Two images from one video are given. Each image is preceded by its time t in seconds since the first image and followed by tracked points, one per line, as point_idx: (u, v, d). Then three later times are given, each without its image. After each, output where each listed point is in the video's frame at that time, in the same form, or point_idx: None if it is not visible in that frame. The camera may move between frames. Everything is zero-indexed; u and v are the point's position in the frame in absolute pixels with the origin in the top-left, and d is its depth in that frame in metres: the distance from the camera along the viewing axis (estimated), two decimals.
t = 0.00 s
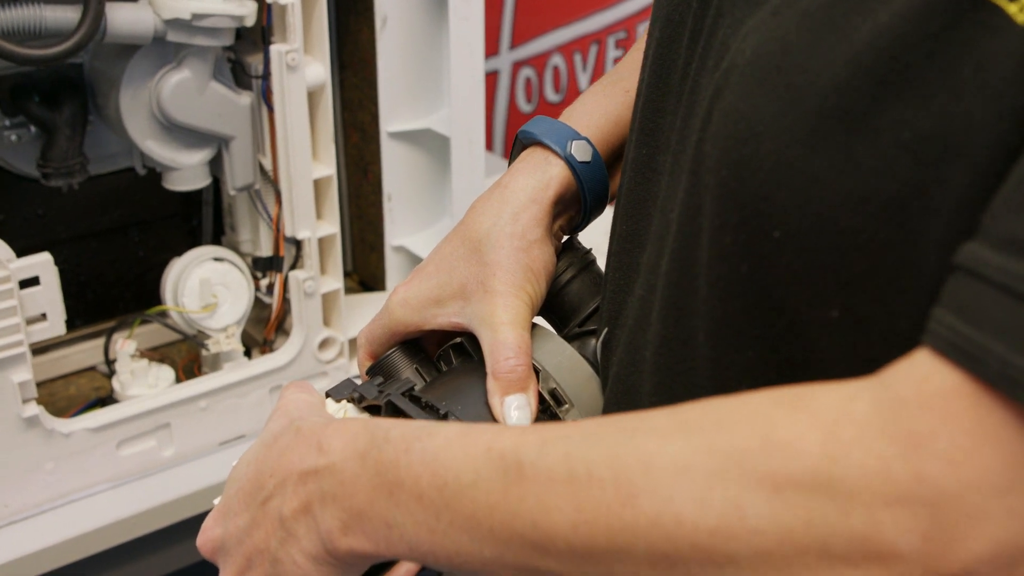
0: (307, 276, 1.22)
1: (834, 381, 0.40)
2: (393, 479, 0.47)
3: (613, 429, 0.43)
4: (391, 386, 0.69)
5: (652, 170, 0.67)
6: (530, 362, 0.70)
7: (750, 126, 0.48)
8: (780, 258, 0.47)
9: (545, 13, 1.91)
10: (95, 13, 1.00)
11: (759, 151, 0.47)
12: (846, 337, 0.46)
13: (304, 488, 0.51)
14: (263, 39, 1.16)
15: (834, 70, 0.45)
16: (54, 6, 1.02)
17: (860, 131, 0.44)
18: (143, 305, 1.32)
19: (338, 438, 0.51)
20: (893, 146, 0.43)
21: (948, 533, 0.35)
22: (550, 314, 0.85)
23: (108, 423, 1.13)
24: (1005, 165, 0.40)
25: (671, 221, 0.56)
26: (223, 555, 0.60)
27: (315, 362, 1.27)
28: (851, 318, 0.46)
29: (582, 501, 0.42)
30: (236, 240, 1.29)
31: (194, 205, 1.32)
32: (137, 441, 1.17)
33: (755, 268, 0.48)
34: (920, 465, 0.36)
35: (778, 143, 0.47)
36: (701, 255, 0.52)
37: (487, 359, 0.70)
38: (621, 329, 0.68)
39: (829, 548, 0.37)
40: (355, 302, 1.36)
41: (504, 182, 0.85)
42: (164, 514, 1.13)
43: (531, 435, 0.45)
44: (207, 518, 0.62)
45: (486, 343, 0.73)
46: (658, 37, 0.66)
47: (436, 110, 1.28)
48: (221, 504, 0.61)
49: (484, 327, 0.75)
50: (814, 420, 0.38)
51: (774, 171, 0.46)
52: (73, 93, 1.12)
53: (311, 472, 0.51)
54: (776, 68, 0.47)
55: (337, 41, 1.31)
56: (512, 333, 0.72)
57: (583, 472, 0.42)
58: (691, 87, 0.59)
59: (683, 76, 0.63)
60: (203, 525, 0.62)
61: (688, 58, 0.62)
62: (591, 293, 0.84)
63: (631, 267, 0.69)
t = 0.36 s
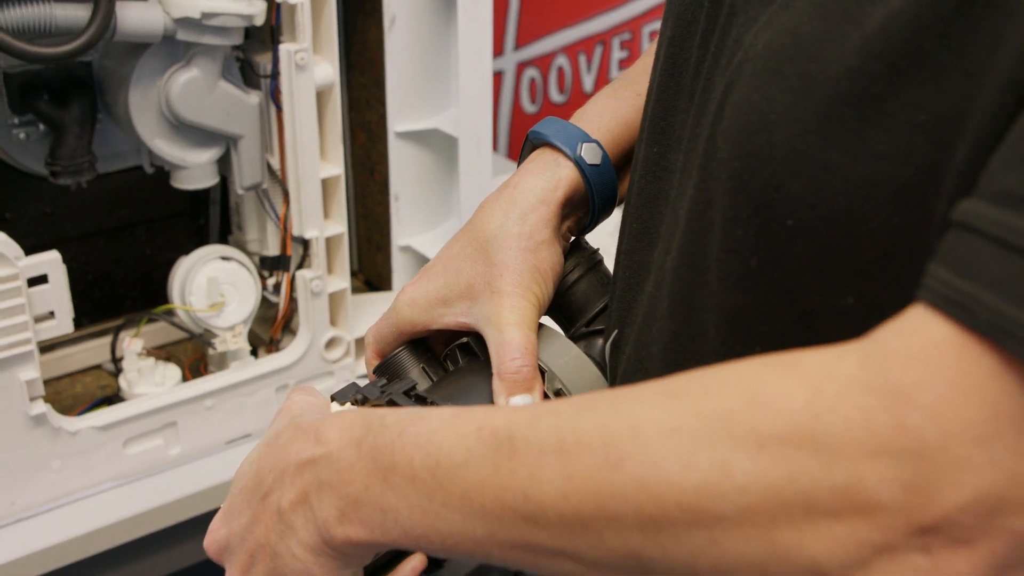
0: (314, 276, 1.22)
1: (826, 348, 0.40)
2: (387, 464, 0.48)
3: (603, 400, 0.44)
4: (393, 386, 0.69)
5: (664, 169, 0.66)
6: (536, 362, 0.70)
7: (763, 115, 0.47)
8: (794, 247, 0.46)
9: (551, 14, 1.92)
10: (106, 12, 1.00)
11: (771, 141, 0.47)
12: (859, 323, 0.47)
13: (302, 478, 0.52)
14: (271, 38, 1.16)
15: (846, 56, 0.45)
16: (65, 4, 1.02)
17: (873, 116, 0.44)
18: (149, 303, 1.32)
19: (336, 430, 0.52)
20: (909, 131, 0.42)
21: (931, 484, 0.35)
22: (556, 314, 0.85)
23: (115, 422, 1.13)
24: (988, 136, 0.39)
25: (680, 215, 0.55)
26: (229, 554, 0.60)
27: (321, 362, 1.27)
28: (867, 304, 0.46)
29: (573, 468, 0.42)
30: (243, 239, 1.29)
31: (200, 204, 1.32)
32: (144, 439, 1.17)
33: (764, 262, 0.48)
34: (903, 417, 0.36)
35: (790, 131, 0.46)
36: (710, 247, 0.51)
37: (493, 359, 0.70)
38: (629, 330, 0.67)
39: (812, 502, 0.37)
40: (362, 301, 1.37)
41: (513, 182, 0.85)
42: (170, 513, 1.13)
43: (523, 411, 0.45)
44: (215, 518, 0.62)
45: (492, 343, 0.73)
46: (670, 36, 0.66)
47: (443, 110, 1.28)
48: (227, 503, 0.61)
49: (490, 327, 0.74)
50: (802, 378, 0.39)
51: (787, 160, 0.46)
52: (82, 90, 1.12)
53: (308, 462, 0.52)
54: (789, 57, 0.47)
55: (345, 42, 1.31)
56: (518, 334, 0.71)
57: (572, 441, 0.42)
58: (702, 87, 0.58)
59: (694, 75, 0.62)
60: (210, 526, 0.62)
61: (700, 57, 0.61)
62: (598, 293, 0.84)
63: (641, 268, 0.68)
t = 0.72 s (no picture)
0: (318, 276, 1.22)
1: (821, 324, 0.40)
2: (388, 454, 0.48)
3: (598, 382, 0.44)
4: (398, 391, 0.70)
5: (674, 168, 0.66)
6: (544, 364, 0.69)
7: (776, 108, 0.46)
8: (806, 239, 0.46)
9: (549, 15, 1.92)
10: (113, 11, 1.00)
11: (785, 132, 0.46)
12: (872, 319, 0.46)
13: (303, 474, 0.52)
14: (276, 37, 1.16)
15: (858, 48, 0.44)
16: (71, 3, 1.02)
17: (886, 105, 0.43)
18: (151, 303, 1.32)
19: (337, 426, 0.51)
20: (923, 119, 0.42)
21: (925, 449, 0.35)
22: (562, 314, 0.85)
23: (117, 420, 1.13)
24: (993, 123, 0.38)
25: (688, 210, 0.55)
26: (236, 557, 0.60)
27: (324, 362, 1.27)
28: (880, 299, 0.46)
29: (570, 446, 0.42)
30: (247, 238, 1.30)
31: (203, 204, 1.32)
32: (146, 439, 1.17)
33: (775, 255, 0.48)
34: (897, 381, 0.36)
35: (806, 121, 0.45)
36: (719, 241, 0.51)
37: (500, 361, 0.70)
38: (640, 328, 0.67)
39: (807, 472, 0.37)
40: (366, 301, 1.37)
41: (520, 183, 0.85)
42: (173, 512, 1.13)
43: (519, 396, 0.45)
44: (222, 522, 0.62)
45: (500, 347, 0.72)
46: (678, 37, 0.66)
47: (447, 110, 1.29)
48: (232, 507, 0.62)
49: (498, 330, 0.74)
50: (797, 349, 0.39)
51: (800, 152, 0.45)
52: (87, 90, 1.13)
53: (308, 458, 0.52)
54: (803, 50, 0.46)
55: (350, 42, 1.31)
56: (526, 335, 0.71)
57: (571, 421, 0.43)
58: (712, 85, 0.58)
59: (703, 73, 0.62)
60: (218, 532, 0.62)
61: (709, 55, 0.61)
62: (604, 296, 0.84)
63: (651, 267, 0.68)
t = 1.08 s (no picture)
0: (326, 276, 1.22)
1: (828, 302, 0.39)
2: (399, 444, 0.48)
3: (607, 366, 0.44)
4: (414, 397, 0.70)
5: (693, 167, 0.66)
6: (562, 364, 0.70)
7: (802, 104, 0.46)
8: (831, 236, 0.47)
9: (558, 18, 1.94)
10: (124, 12, 1.00)
11: (813, 127, 0.46)
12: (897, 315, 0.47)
13: (312, 467, 0.52)
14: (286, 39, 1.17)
15: (885, 43, 0.43)
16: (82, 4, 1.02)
17: (915, 100, 0.43)
18: (160, 303, 1.32)
19: (350, 422, 0.51)
20: (950, 113, 0.42)
21: (931, 419, 0.35)
22: (576, 313, 0.86)
23: (126, 421, 1.13)
24: (1017, 101, 0.38)
25: (711, 208, 0.56)
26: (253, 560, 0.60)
27: (333, 362, 1.27)
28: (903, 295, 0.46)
29: (578, 430, 0.42)
30: (256, 239, 1.31)
31: (212, 204, 1.32)
32: (155, 439, 1.17)
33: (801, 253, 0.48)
34: (904, 352, 0.35)
35: (834, 117, 0.45)
36: (745, 238, 0.52)
37: (517, 359, 0.70)
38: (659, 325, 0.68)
39: (816, 444, 0.37)
40: (376, 301, 1.37)
41: (535, 181, 0.85)
42: (181, 513, 1.13)
43: (528, 384, 0.46)
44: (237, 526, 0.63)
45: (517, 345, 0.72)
46: (698, 38, 0.66)
47: (456, 112, 1.29)
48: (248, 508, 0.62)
49: (514, 327, 0.74)
50: (806, 326, 0.39)
51: (826, 148, 0.45)
52: (97, 89, 1.13)
53: (319, 451, 0.52)
54: (830, 48, 0.46)
55: (359, 44, 1.31)
56: (543, 334, 0.71)
57: (579, 403, 0.43)
58: (733, 84, 0.58)
59: (724, 72, 0.62)
60: (235, 535, 0.62)
61: (730, 54, 0.61)
62: (619, 296, 0.85)
63: (670, 265, 0.68)
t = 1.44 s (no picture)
0: (327, 279, 1.22)
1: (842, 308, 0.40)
2: (415, 458, 0.48)
3: (622, 375, 0.44)
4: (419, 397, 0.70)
5: (698, 169, 0.66)
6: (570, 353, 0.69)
7: (810, 108, 0.47)
8: (840, 239, 0.47)
9: (558, 18, 1.94)
10: (126, 15, 1.00)
11: (821, 132, 0.46)
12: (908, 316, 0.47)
13: (330, 480, 0.52)
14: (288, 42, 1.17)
15: (894, 50, 0.44)
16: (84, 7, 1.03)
17: (921, 104, 0.43)
18: (161, 305, 1.33)
19: (361, 430, 0.52)
20: (957, 118, 0.42)
21: (943, 421, 0.35)
22: (579, 310, 0.86)
23: (127, 423, 1.13)
24: None
25: (720, 210, 0.56)
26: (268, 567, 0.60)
27: (334, 365, 1.27)
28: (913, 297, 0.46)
29: (593, 438, 0.42)
30: (257, 242, 1.31)
31: (213, 207, 1.33)
32: (157, 440, 1.18)
33: (809, 255, 0.49)
34: (919, 355, 0.36)
35: (840, 123, 0.45)
36: (754, 241, 0.52)
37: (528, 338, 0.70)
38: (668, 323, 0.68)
39: (828, 447, 0.37)
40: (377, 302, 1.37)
41: (534, 174, 0.86)
42: (183, 514, 1.13)
43: (543, 395, 0.46)
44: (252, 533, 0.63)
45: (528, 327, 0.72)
46: (701, 42, 0.65)
47: (458, 113, 1.30)
48: (262, 516, 0.62)
49: (527, 310, 0.74)
50: (819, 330, 0.39)
51: (833, 153, 0.46)
52: (98, 92, 1.13)
53: (336, 464, 0.52)
54: (835, 54, 0.46)
55: (360, 47, 1.32)
56: (555, 315, 0.71)
57: (592, 412, 0.43)
58: (736, 87, 0.59)
59: (728, 75, 0.62)
60: (249, 541, 0.62)
61: (734, 57, 0.61)
62: (621, 293, 0.85)
63: (678, 265, 0.69)
